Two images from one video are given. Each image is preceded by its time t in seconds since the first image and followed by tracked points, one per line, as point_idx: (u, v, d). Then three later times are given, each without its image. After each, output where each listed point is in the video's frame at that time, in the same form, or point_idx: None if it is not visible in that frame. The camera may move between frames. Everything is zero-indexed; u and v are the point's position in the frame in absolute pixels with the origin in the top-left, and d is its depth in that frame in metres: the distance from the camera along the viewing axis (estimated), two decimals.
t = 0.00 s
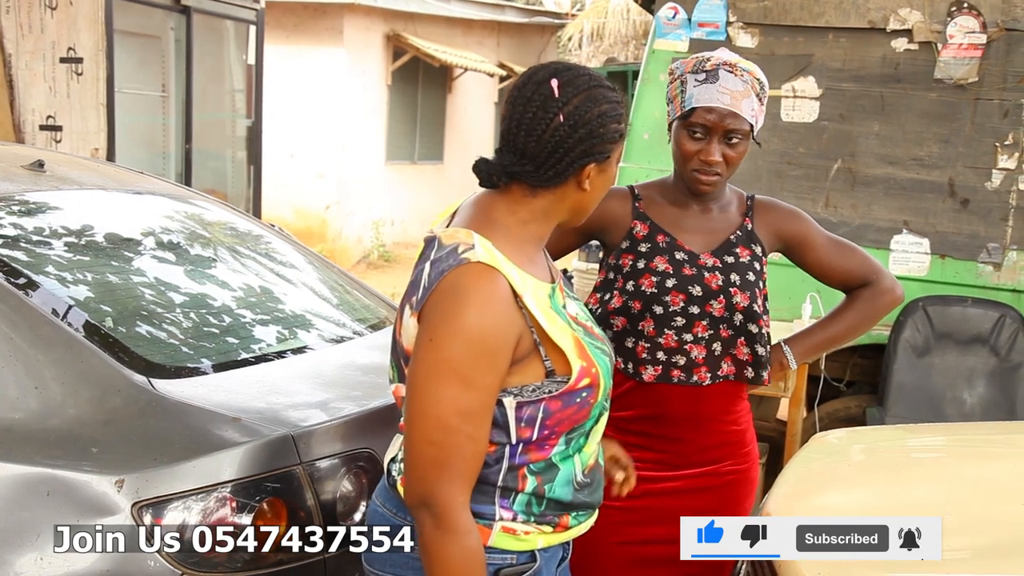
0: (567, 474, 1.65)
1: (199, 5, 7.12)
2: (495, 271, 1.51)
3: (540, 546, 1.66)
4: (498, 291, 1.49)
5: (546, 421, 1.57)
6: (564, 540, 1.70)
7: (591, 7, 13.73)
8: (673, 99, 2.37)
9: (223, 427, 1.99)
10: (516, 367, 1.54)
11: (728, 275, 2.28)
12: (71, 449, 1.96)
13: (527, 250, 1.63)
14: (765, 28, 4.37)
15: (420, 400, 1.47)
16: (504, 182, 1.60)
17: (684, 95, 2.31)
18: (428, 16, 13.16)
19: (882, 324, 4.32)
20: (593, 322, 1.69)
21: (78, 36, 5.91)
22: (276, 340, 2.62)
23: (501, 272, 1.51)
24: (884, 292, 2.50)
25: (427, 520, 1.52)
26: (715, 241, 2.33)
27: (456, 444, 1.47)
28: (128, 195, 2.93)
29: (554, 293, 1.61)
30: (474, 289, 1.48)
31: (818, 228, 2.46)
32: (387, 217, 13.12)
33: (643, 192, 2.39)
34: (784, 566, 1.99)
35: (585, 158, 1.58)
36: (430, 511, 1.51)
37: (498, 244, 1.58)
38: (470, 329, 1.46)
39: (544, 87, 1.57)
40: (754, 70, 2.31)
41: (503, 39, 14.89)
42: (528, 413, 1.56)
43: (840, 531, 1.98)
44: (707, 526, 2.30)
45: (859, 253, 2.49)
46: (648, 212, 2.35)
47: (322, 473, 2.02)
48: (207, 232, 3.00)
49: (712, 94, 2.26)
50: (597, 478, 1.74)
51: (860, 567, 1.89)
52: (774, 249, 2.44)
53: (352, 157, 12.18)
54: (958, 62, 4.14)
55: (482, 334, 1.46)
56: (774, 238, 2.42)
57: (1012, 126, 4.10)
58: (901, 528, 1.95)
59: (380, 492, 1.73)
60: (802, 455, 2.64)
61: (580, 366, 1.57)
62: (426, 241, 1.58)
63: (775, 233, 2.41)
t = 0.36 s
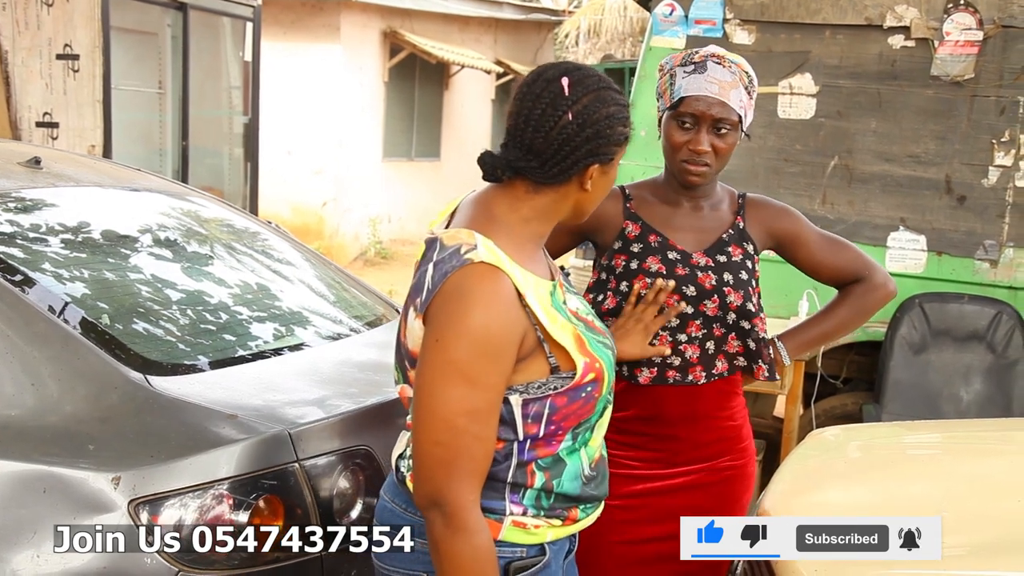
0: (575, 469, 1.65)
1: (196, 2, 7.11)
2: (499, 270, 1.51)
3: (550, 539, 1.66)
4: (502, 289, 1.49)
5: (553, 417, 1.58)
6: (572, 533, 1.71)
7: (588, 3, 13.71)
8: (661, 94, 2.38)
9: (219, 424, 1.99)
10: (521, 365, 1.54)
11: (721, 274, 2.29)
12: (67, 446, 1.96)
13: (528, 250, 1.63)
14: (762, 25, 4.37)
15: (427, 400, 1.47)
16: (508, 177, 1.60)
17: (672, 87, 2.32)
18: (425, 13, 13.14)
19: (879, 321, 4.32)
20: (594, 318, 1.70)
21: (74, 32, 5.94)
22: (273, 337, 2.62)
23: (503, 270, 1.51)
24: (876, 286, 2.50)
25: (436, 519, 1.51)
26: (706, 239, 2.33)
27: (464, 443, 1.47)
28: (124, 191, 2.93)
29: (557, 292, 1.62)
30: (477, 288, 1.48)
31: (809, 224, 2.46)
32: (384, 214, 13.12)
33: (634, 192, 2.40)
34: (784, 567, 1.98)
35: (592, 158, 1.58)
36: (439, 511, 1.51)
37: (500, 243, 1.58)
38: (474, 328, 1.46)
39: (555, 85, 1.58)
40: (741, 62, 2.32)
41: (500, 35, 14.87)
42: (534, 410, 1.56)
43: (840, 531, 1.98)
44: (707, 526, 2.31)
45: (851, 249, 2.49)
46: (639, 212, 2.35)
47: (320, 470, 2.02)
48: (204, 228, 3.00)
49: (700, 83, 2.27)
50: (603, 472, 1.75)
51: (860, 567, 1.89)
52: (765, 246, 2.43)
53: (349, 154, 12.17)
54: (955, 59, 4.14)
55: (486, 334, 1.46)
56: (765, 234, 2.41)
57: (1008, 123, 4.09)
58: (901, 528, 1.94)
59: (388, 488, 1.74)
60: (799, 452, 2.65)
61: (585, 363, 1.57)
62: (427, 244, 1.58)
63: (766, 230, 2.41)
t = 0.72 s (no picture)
0: (567, 466, 1.66)
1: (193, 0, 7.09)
2: (506, 252, 1.52)
3: (541, 534, 1.66)
4: (508, 270, 1.50)
5: (547, 408, 1.58)
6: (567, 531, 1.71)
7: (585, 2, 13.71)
8: (662, 104, 2.37)
9: (216, 423, 1.99)
10: (523, 348, 1.55)
11: (725, 266, 2.30)
12: (64, 445, 1.95)
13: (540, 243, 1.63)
14: (759, 23, 4.36)
15: (428, 374, 1.47)
16: (519, 169, 1.62)
17: (671, 102, 2.31)
18: (422, 12, 13.14)
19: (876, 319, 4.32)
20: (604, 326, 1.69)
21: (71, 31, 5.90)
22: (270, 336, 2.62)
23: (510, 252, 1.52)
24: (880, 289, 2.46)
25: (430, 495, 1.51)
26: (715, 232, 2.33)
27: (462, 419, 1.47)
28: (121, 190, 2.93)
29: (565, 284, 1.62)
30: (483, 267, 1.49)
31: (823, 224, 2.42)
32: (381, 212, 13.12)
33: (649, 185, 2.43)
34: (784, 566, 2.01)
35: (602, 157, 1.58)
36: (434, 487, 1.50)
37: (510, 230, 1.59)
38: (478, 305, 1.46)
39: (571, 83, 1.58)
40: (738, 69, 2.26)
41: (497, 34, 14.87)
42: (530, 398, 1.56)
43: (841, 531, 1.99)
44: (707, 526, 2.32)
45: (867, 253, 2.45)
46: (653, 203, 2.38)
47: (317, 469, 2.02)
48: (201, 227, 3.00)
49: (694, 100, 2.25)
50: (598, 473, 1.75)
51: (859, 566, 1.90)
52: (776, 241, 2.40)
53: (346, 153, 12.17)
54: (951, 58, 4.14)
55: (490, 311, 1.47)
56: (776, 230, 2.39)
57: (1005, 122, 4.10)
58: (901, 528, 1.94)
59: (385, 483, 1.74)
60: (796, 450, 2.65)
61: (584, 355, 1.57)
62: (442, 226, 1.60)
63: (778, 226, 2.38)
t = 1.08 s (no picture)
0: (549, 475, 1.66)
1: None
2: (448, 265, 1.51)
3: (525, 543, 1.67)
4: (451, 284, 1.50)
5: (508, 419, 1.57)
6: (552, 538, 1.71)
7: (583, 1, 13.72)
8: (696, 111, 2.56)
9: (214, 423, 1.99)
10: (475, 360, 1.55)
11: (728, 263, 2.49)
12: (61, 445, 1.95)
13: (489, 245, 1.63)
14: (756, 23, 4.38)
15: (376, 395, 1.49)
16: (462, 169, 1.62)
17: (703, 106, 2.50)
18: (419, 11, 13.15)
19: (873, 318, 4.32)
20: (578, 320, 1.69)
21: (68, 30, 5.91)
22: (267, 335, 2.62)
23: (452, 265, 1.52)
24: (857, 314, 2.64)
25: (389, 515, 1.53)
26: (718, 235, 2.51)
27: (411, 437, 1.48)
28: (118, 189, 2.93)
29: (522, 290, 1.61)
30: (426, 283, 1.49)
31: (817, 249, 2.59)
32: (379, 211, 13.12)
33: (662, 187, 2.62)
34: (783, 566, 2.02)
35: (540, 154, 1.57)
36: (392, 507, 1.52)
37: (456, 240, 1.59)
38: (418, 323, 1.47)
39: (503, 79, 1.57)
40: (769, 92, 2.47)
41: (495, 34, 14.88)
42: (488, 410, 1.57)
43: (841, 531, 2.00)
44: (707, 527, 2.38)
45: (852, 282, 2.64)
46: (665, 206, 2.58)
47: (315, 468, 2.02)
48: (198, 226, 3.00)
49: (725, 107, 2.44)
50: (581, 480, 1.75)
51: (858, 566, 1.90)
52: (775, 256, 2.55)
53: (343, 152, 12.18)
54: (949, 57, 4.15)
55: (431, 329, 1.47)
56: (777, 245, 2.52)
57: (1002, 121, 4.11)
58: (901, 528, 1.94)
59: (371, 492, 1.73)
60: (793, 450, 2.65)
61: (537, 364, 1.55)
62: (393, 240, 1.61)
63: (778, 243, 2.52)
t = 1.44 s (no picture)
0: (554, 476, 1.66)
1: None
2: (448, 269, 1.51)
3: (530, 544, 1.66)
4: (450, 289, 1.50)
5: (515, 419, 1.57)
6: (557, 538, 1.72)
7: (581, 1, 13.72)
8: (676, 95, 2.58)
9: (212, 422, 1.99)
10: (473, 364, 1.55)
11: (698, 257, 2.47)
12: (59, 445, 1.95)
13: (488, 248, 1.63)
14: (754, 23, 4.38)
15: (370, 396, 1.49)
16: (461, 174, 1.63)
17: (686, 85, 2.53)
18: (417, 11, 13.14)
19: (871, 318, 4.32)
20: (577, 318, 1.70)
21: (65, 30, 5.84)
22: (265, 335, 2.62)
23: (452, 269, 1.52)
24: (869, 283, 2.57)
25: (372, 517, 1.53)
26: (694, 226, 2.51)
27: (402, 439, 1.48)
28: (116, 188, 2.93)
29: (524, 291, 1.62)
30: (424, 287, 1.49)
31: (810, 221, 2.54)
32: (377, 211, 13.13)
33: (642, 183, 2.64)
34: (781, 565, 2.02)
35: (542, 158, 1.57)
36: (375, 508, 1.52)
37: (456, 242, 1.59)
38: (416, 326, 1.47)
39: (500, 83, 1.57)
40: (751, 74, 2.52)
41: (493, 33, 14.87)
42: (493, 410, 1.56)
43: (841, 531, 1.99)
44: (707, 526, 2.33)
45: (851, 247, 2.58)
46: (642, 203, 2.59)
47: (313, 468, 2.02)
48: (196, 226, 3.00)
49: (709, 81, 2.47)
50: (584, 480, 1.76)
51: (857, 566, 1.90)
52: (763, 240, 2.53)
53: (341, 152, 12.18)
54: (946, 57, 4.15)
55: (429, 333, 1.47)
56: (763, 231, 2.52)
57: (999, 121, 4.11)
58: (900, 528, 1.94)
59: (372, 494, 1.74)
60: (791, 449, 2.65)
61: (542, 363, 1.56)
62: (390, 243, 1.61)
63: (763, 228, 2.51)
